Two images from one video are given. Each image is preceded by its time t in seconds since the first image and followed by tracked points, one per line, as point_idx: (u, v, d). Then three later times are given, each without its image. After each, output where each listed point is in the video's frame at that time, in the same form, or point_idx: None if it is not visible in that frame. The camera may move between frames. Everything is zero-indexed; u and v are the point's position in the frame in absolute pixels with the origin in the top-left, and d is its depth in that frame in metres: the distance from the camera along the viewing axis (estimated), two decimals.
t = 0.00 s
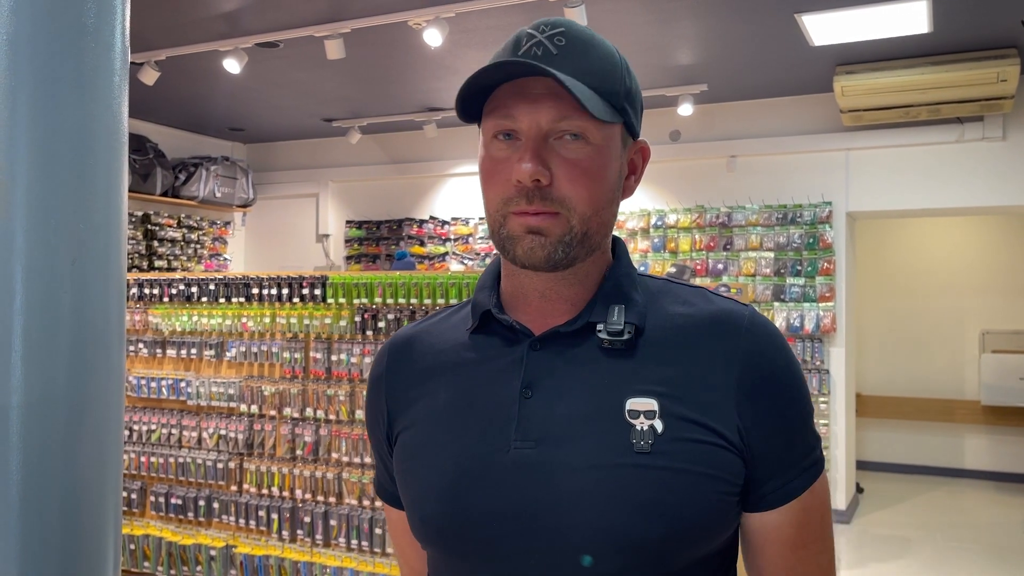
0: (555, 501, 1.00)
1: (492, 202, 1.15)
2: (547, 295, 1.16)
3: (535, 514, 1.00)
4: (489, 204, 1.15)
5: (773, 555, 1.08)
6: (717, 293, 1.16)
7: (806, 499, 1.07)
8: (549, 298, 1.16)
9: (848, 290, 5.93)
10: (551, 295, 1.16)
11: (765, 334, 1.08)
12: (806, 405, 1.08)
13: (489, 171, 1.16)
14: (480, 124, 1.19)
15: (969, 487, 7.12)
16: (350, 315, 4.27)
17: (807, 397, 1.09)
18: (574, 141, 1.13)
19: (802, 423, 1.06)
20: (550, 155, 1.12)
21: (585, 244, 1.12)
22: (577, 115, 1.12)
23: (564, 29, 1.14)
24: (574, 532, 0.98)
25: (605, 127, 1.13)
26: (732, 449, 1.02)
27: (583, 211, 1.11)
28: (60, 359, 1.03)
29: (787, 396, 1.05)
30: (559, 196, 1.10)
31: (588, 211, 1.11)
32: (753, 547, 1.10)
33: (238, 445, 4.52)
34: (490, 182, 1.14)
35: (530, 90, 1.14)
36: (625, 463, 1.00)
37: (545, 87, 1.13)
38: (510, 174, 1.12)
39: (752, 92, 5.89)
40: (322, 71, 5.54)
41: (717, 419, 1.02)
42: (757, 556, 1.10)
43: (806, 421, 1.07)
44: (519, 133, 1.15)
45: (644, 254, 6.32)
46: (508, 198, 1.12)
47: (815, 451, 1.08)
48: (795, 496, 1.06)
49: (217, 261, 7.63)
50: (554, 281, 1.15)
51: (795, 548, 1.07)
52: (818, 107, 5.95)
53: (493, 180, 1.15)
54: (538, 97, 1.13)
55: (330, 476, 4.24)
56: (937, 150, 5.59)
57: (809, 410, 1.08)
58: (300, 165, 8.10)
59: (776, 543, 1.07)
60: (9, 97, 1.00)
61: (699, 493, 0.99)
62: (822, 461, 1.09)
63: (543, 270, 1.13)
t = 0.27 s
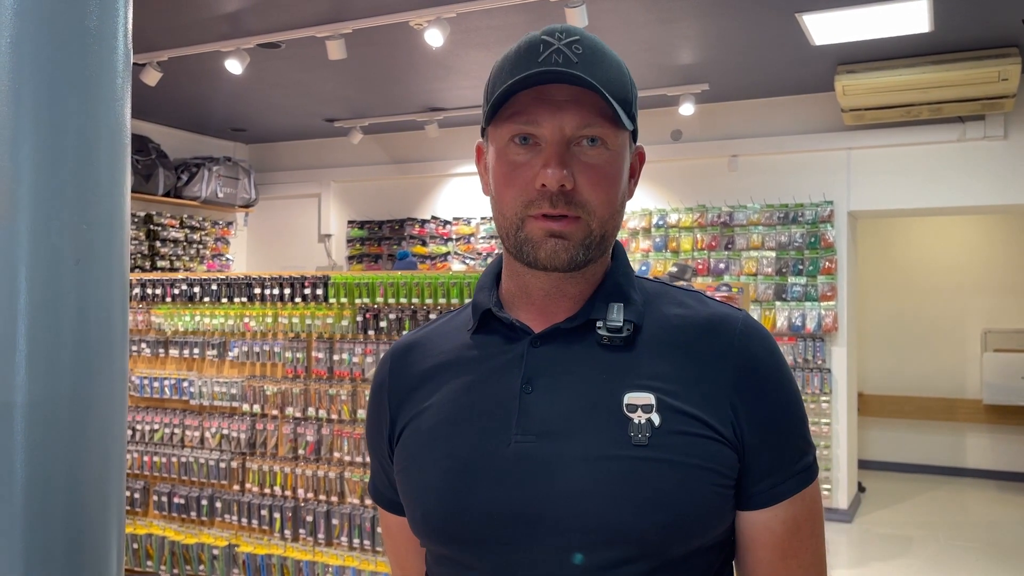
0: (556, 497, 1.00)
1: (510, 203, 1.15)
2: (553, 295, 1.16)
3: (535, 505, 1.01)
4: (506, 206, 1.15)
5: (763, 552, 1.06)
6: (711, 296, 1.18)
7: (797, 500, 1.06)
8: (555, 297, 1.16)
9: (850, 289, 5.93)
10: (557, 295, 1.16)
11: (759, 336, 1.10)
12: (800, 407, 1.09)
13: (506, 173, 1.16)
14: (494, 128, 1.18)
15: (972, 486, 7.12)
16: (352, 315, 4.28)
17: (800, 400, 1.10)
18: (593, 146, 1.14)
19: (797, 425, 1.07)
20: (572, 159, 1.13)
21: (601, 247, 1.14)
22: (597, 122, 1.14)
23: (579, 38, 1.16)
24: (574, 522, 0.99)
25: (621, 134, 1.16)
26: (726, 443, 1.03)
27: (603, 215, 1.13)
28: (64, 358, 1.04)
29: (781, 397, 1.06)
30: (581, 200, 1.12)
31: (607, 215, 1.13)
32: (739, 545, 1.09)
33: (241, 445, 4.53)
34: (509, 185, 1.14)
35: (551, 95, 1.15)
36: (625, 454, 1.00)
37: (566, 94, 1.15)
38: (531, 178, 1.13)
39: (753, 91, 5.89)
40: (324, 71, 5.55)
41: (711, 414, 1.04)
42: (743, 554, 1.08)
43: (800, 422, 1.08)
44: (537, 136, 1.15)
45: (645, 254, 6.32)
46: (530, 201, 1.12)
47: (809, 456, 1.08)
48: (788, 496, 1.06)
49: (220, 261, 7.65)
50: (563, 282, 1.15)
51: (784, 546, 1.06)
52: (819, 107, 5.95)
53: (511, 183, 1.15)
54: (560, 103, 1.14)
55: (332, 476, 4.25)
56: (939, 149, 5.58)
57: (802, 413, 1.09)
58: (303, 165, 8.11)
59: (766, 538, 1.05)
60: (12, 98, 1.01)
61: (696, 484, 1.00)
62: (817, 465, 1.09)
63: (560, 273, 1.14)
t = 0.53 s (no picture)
0: (546, 498, 1.01)
1: (492, 205, 1.15)
2: (539, 295, 1.17)
3: (526, 506, 1.02)
4: (488, 208, 1.16)
5: (755, 547, 1.05)
6: (697, 292, 1.18)
7: (789, 493, 1.05)
8: (541, 298, 1.17)
9: (851, 288, 5.93)
10: (543, 296, 1.17)
11: (744, 330, 1.09)
12: (789, 400, 1.08)
13: (487, 175, 1.17)
14: (475, 131, 1.19)
15: (973, 485, 7.12)
16: (353, 315, 4.29)
17: (789, 393, 1.09)
18: (572, 145, 1.15)
19: (787, 418, 1.05)
20: (551, 159, 1.14)
21: (583, 246, 1.15)
22: (575, 121, 1.14)
23: (554, 39, 1.16)
24: (564, 523, 1.00)
25: (599, 132, 1.16)
26: (711, 439, 1.03)
27: (583, 214, 1.13)
28: (67, 357, 1.05)
29: (768, 391, 1.05)
30: (561, 199, 1.12)
31: (587, 213, 1.14)
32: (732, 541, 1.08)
33: (243, 444, 4.55)
34: (490, 187, 1.15)
35: (528, 96, 1.16)
36: (612, 454, 1.01)
37: (543, 95, 1.15)
38: (512, 179, 1.14)
39: (754, 91, 5.89)
40: (325, 72, 5.56)
41: (697, 411, 1.04)
42: (737, 550, 1.07)
43: (790, 415, 1.07)
44: (517, 138, 1.16)
45: (647, 253, 6.34)
46: (511, 203, 1.13)
47: (801, 448, 1.06)
48: (778, 489, 1.04)
49: (222, 261, 7.67)
50: (548, 282, 1.16)
51: (777, 540, 1.04)
52: (820, 106, 5.95)
53: (492, 185, 1.16)
54: (538, 104, 1.15)
55: (334, 475, 4.26)
56: (939, 148, 5.58)
57: (793, 406, 1.08)
58: (304, 165, 8.13)
59: (758, 533, 1.04)
60: (14, 99, 1.02)
61: (682, 482, 1.00)
62: (810, 456, 1.07)
63: (543, 273, 1.15)
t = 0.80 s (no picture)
0: (542, 498, 1.02)
1: (485, 208, 1.16)
2: (534, 298, 1.18)
3: (523, 508, 1.02)
4: (481, 210, 1.17)
5: (752, 545, 1.05)
6: (693, 291, 1.18)
7: (785, 491, 1.05)
8: (535, 300, 1.18)
9: (853, 289, 5.93)
10: (538, 298, 1.18)
11: (738, 329, 1.09)
12: (785, 397, 1.08)
13: (480, 178, 1.17)
14: (467, 133, 1.20)
15: (975, 485, 7.11)
16: (355, 315, 4.30)
17: (785, 390, 1.08)
18: (563, 145, 1.15)
19: (781, 416, 1.05)
20: (542, 160, 1.14)
21: (576, 246, 1.15)
22: (565, 121, 1.15)
23: (543, 40, 1.17)
24: (560, 525, 1.00)
25: (590, 132, 1.17)
26: (704, 439, 1.03)
27: (574, 214, 1.14)
28: (72, 357, 1.06)
29: (761, 389, 1.05)
30: (553, 199, 1.13)
31: (579, 213, 1.14)
32: (730, 539, 1.08)
33: (246, 444, 4.56)
34: (482, 190, 1.16)
35: (518, 97, 1.16)
36: (606, 455, 1.02)
37: (533, 95, 1.16)
38: (504, 181, 1.14)
39: (755, 91, 5.90)
40: (327, 72, 5.57)
41: (690, 411, 1.04)
42: (734, 548, 1.08)
43: (786, 413, 1.07)
44: (508, 139, 1.17)
45: (648, 254, 6.34)
46: (503, 205, 1.14)
47: (798, 445, 1.06)
48: (774, 487, 1.04)
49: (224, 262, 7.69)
50: (542, 284, 1.17)
51: (773, 537, 1.05)
52: (822, 106, 5.95)
53: (485, 187, 1.16)
54: (528, 104, 1.15)
55: (336, 475, 4.28)
56: (941, 148, 5.59)
57: (787, 404, 1.08)
58: (306, 166, 8.14)
59: (754, 531, 1.05)
60: (19, 101, 1.02)
61: (675, 482, 1.01)
62: (808, 453, 1.07)
63: (535, 275, 1.15)
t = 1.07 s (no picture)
0: (542, 496, 1.02)
1: (488, 207, 1.17)
2: (536, 298, 1.18)
3: (524, 506, 1.03)
4: (484, 210, 1.17)
5: (752, 545, 1.05)
6: (694, 292, 1.18)
7: (785, 492, 1.05)
8: (537, 300, 1.18)
9: (855, 290, 5.93)
10: (540, 298, 1.18)
11: (739, 329, 1.09)
12: (786, 397, 1.08)
13: (482, 178, 1.18)
14: (471, 133, 1.20)
15: (977, 486, 7.11)
16: (357, 315, 4.31)
17: (785, 391, 1.09)
18: (566, 146, 1.16)
19: (783, 417, 1.06)
20: (545, 160, 1.15)
21: (579, 247, 1.16)
22: (569, 122, 1.15)
23: (548, 41, 1.17)
24: (560, 523, 1.01)
25: (593, 133, 1.17)
26: (705, 438, 1.04)
27: (576, 215, 1.14)
28: (74, 356, 1.06)
29: (763, 390, 1.05)
30: (555, 200, 1.13)
31: (581, 214, 1.15)
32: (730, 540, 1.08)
33: (247, 445, 4.56)
34: (486, 189, 1.16)
35: (522, 98, 1.17)
36: (607, 454, 1.02)
37: (537, 96, 1.16)
38: (507, 181, 1.15)
39: (757, 92, 5.89)
40: (329, 73, 5.57)
41: (691, 411, 1.04)
42: (734, 549, 1.08)
43: (788, 413, 1.07)
44: (511, 139, 1.17)
45: (649, 254, 6.35)
46: (507, 204, 1.14)
47: (799, 446, 1.06)
48: (775, 487, 1.04)
49: (225, 262, 7.70)
50: (544, 284, 1.17)
51: (773, 539, 1.05)
52: (823, 107, 5.95)
53: (488, 187, 1.17)
54: (531, 105, 1.16)
55: (337, 475, 4.28)
56: (943, 148, 5.58)
57: (789, 404, 1.08)
58: (308, 166, 8.15)
59: (755, 531, 1.05)
60: (22, 101, 1.03)
61: (676, 481, 1.01)
62: (809, 454, 1.07)
63: (537, 274, 1.16)
